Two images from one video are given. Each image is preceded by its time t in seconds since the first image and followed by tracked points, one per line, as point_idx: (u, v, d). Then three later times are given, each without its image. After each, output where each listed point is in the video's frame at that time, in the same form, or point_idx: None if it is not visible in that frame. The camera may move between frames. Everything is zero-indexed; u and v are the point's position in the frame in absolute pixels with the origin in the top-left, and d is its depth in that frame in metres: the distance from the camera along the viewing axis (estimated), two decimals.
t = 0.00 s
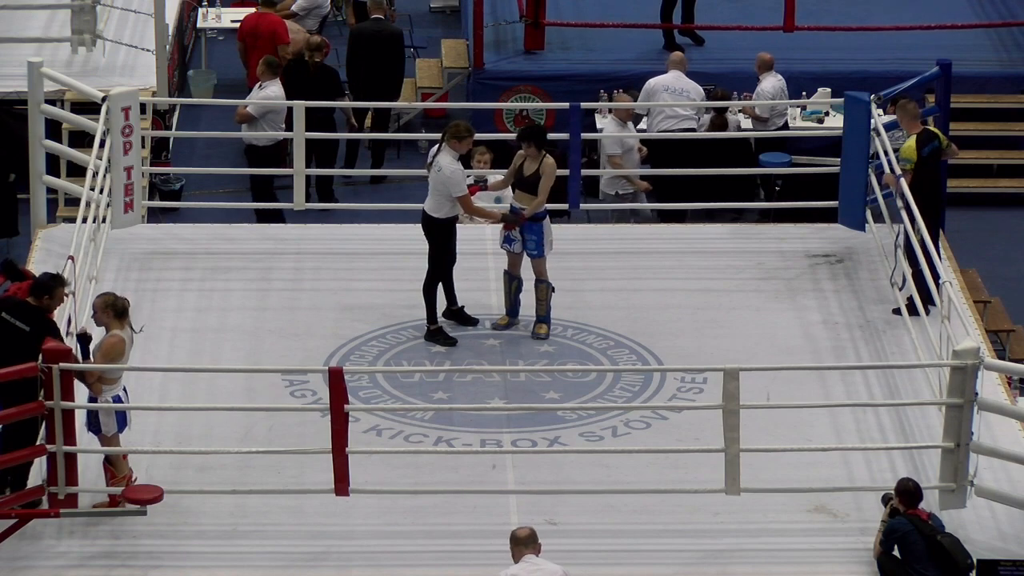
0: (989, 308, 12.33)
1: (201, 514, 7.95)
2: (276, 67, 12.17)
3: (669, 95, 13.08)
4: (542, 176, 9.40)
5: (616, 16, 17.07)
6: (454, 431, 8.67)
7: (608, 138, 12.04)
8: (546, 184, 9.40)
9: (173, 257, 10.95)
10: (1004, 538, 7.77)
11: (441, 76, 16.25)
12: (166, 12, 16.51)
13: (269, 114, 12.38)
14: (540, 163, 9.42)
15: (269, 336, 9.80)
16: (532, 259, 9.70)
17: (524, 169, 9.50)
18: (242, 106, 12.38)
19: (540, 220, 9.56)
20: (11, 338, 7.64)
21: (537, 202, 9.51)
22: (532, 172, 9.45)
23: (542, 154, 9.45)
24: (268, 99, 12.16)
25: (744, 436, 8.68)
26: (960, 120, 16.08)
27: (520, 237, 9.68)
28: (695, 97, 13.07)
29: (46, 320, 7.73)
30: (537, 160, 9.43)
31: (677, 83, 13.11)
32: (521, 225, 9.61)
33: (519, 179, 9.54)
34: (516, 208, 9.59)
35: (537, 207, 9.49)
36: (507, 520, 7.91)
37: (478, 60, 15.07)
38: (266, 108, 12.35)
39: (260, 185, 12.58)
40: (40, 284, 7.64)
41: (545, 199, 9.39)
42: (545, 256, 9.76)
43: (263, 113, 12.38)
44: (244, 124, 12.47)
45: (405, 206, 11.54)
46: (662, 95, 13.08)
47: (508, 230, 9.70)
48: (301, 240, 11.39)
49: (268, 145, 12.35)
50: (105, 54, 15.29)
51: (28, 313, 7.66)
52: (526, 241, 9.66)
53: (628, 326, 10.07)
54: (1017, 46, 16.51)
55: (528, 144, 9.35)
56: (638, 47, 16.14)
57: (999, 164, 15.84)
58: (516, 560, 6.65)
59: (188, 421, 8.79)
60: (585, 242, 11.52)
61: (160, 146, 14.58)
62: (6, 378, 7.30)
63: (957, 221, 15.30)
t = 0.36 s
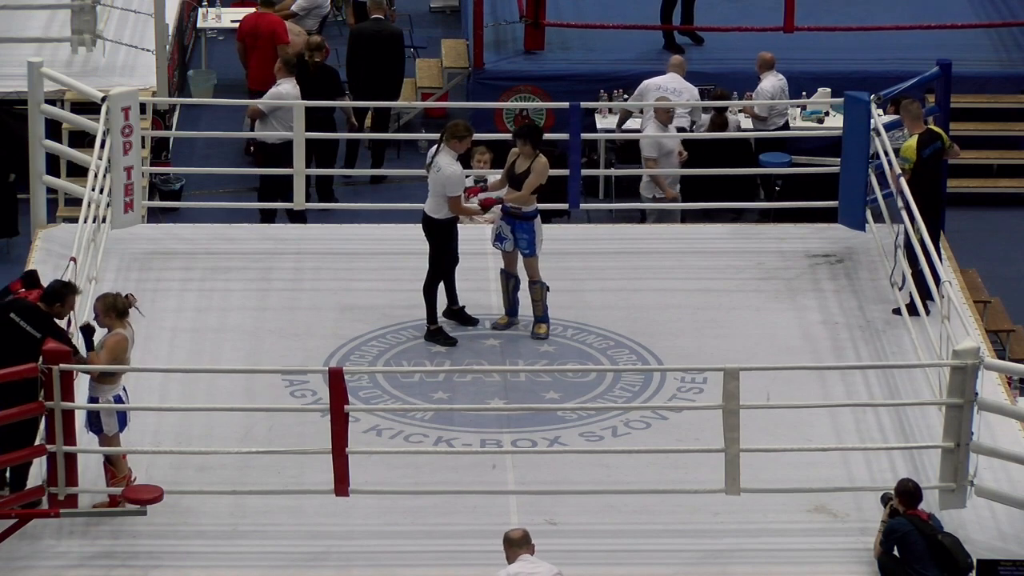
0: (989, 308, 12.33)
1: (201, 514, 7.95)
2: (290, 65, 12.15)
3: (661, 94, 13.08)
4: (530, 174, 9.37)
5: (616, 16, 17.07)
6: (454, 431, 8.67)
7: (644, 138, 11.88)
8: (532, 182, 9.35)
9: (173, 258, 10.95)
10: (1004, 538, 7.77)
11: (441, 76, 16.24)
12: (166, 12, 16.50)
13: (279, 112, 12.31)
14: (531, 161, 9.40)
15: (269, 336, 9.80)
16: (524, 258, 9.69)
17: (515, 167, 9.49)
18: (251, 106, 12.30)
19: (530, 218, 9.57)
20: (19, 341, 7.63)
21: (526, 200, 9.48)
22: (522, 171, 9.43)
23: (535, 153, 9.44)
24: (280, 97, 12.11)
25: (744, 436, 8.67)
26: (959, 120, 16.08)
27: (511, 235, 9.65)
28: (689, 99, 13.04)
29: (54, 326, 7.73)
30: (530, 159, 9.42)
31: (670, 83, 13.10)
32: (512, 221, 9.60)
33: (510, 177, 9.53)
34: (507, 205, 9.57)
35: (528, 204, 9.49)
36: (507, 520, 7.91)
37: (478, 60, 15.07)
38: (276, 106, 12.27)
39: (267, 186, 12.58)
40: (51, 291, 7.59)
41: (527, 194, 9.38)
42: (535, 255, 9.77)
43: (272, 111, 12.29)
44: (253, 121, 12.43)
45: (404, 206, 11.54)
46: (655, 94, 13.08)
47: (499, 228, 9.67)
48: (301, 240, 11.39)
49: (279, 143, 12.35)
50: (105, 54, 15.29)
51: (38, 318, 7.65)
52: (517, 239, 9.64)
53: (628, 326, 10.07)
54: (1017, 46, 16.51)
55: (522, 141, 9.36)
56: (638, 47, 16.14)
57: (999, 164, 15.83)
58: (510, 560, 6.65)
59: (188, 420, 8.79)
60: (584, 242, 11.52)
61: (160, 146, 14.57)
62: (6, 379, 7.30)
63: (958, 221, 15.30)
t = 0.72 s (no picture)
0: (989, 308, 12.33)
1: (202, 514, 7.95)
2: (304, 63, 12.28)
3: (653, 91, 13.07)
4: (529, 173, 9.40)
5: (616, 16, 17.07)
6: (454, 431, 8.67)
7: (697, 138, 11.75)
8: (536, 181, 9.39)
9: (173, 257, 10.95)
10: (1005, 539, 7.77)
11: (441, 76, 16.24)
12: (166, 12, 16.50)
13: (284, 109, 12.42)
14: (530, 161, 9.41)
15: (269, 336, 9.80)
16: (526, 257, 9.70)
17: (512, 167, 9.49)
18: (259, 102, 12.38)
19: (533, 217, 9.58)
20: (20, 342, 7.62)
21: (528, 200, 9.49)
22: (521, 171, 9.44)
23: (532, 152, 9.45)
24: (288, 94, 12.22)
25: (744, 436, 8.67)
26: (959, 120, 16.08)
27: (513, 236, 9.65)
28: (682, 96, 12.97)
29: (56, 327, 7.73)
30: (527, 159, 9.43)
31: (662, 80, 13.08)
32: (513, 222, 9.61)
33: (507, 177, 9.53)
34: (507, 206, 9.56)
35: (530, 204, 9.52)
36: (507, 520, 7.91)
37: (478, 60, 15.08)
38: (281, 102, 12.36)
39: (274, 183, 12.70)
40: (56, 296, 7.57)
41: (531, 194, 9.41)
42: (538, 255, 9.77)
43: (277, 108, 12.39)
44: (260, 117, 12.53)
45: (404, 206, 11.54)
46: (647, 91, 13.08)
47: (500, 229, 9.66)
48: (301, 240, 11.39)
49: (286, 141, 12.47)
50: (105, 54, 15.29)
51: (40, 319, 7.65)
52: (520, 239, 9.65)
53: (628, 326, 10.07)
54: (1017, 46, 16.50)
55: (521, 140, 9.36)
56: (638, 47, 16.14)
57: (999, 164, 15.83)
58: (507, 560, 6.64)
59: (188, 420, 8.79)
60: (584, 242, 11.52)
61: (160, 146, 14.57)
62: (5, 379, 7.31)
63: (958, 221, 15.29)
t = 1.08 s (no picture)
0: (989, 308, 12.32)
1: (202, 514, 7.95)
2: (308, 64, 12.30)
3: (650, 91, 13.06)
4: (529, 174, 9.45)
5: (616, 16, 17.06)
6: (454, 431, 8.67)
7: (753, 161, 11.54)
8: (553, 180, 9.51)
9: (173, 257, 10.95)
10: (1005, 539, 7.77)
11: (441, 76, 16.24)
12: (166, 12, 16.50)
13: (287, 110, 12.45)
14: (538, 161, 9.46)
15: (269, 336, 9.80)
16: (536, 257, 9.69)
17: (519, 170, 9.47)
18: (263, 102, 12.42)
19: (545, 217, 9.62)
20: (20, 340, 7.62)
21: (541, 200, 9.57)
22: (531, 173, 9.45)
23: (537, 154, 9.45)
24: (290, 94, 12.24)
25: (744, 436, 8.67)
26: (959, 120, 16.07)
27: (526, 238, 9.67)
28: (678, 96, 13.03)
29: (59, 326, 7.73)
30: (534, 160, 9.46)
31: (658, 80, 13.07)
32: (526, 224, 9.64)
33: (514, 179, 9.52)
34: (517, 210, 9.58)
35: (540, 204, 9.57)
36: (507, 520, 7.91)
37: (478, 60, 15.08)
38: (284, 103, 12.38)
39: (280, 185, 12.60)
40: (55, 292, 7.59)
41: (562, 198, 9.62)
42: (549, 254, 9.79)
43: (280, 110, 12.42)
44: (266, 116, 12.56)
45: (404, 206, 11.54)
46: (643, 92, 13.08)
47: (512, 232, 9.68)
48: (301, 240, 11.40)
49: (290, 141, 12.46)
50: (105, 54, 15.29)
51: (42, 318, 7.66)
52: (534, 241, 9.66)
53: (628, 326, 10.07)
54: (1017, 46, 16.50)
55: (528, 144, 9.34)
56: (638, 48, 16.14)
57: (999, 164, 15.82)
58: (507, 561, 6.63)
59: (188, 420, 8.79)
60: (584, 242, 11.52)
61: (160, 146, 14.56)
62: (5, 379, 7.31)
63: (958, 221, 15.29)
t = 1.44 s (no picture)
0: (989, 308, 12.32)
1: (202, 514, 7.95)
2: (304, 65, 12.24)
3: (648, 91, 13.05)
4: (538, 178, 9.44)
5: (616, 16, 17.06)
6: (454, 431, 8.67)
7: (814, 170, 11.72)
8: (564, 183, 9.53)
9: (173, 257, 10.95)
10: (1004, 539, 7.77)
11: (441, 76, 16.24)
12: (166, 12, 16.50)
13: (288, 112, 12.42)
14: (552, 165, 9.46)
15: (269, 336, 9.80)
16: (549, 261, 9.68)
17: (533, 175, 9.45)
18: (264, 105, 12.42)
19: (559, 221, 9.61)
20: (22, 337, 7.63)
21: (554, 204, 9.56)
22: (546, 177, 9.45)
23: (550, 159, 9.44)
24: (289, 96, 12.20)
25: (744, 436, 8.68)
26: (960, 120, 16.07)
27: (541, 244, 9.61)
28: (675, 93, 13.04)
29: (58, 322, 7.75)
30: (547, 163, 9.45)
31: (654, 79, 13.02)
32: (540, 229, 9.59)
33: (527, 186, 9.49)
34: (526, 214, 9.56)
35: (553, 207, 9.56)
36: (507, 520, 7.91)
37: (478, 60, 15.08)
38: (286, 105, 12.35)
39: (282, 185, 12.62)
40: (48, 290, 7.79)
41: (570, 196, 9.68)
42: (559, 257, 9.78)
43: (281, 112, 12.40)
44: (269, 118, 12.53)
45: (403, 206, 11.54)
46: (641, 93, 13.07)
47: (528, 238, 9.60)
48: (301, 240, 11.40)
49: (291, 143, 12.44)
50: (105, 54, 15.29)
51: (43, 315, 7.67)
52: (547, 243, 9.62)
53: (628, 326, 10.07)
54: (1017, 46, 16.49)
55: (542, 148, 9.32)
56: (638, 48, 16.13)
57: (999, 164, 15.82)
58: (504, 561, 6.62)
59: (188, 420, 8.79)
60: (584, 241, 11.52)
61: (160, 146, 14.56)
62: (6, 379, 7.31)
63: (958, 221, 15.29)
